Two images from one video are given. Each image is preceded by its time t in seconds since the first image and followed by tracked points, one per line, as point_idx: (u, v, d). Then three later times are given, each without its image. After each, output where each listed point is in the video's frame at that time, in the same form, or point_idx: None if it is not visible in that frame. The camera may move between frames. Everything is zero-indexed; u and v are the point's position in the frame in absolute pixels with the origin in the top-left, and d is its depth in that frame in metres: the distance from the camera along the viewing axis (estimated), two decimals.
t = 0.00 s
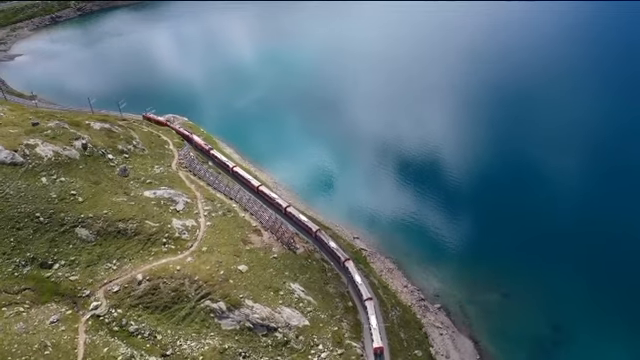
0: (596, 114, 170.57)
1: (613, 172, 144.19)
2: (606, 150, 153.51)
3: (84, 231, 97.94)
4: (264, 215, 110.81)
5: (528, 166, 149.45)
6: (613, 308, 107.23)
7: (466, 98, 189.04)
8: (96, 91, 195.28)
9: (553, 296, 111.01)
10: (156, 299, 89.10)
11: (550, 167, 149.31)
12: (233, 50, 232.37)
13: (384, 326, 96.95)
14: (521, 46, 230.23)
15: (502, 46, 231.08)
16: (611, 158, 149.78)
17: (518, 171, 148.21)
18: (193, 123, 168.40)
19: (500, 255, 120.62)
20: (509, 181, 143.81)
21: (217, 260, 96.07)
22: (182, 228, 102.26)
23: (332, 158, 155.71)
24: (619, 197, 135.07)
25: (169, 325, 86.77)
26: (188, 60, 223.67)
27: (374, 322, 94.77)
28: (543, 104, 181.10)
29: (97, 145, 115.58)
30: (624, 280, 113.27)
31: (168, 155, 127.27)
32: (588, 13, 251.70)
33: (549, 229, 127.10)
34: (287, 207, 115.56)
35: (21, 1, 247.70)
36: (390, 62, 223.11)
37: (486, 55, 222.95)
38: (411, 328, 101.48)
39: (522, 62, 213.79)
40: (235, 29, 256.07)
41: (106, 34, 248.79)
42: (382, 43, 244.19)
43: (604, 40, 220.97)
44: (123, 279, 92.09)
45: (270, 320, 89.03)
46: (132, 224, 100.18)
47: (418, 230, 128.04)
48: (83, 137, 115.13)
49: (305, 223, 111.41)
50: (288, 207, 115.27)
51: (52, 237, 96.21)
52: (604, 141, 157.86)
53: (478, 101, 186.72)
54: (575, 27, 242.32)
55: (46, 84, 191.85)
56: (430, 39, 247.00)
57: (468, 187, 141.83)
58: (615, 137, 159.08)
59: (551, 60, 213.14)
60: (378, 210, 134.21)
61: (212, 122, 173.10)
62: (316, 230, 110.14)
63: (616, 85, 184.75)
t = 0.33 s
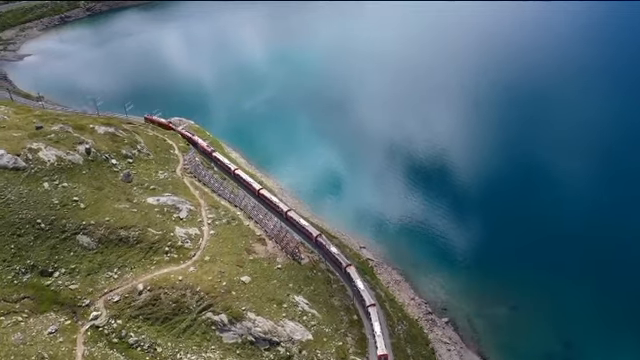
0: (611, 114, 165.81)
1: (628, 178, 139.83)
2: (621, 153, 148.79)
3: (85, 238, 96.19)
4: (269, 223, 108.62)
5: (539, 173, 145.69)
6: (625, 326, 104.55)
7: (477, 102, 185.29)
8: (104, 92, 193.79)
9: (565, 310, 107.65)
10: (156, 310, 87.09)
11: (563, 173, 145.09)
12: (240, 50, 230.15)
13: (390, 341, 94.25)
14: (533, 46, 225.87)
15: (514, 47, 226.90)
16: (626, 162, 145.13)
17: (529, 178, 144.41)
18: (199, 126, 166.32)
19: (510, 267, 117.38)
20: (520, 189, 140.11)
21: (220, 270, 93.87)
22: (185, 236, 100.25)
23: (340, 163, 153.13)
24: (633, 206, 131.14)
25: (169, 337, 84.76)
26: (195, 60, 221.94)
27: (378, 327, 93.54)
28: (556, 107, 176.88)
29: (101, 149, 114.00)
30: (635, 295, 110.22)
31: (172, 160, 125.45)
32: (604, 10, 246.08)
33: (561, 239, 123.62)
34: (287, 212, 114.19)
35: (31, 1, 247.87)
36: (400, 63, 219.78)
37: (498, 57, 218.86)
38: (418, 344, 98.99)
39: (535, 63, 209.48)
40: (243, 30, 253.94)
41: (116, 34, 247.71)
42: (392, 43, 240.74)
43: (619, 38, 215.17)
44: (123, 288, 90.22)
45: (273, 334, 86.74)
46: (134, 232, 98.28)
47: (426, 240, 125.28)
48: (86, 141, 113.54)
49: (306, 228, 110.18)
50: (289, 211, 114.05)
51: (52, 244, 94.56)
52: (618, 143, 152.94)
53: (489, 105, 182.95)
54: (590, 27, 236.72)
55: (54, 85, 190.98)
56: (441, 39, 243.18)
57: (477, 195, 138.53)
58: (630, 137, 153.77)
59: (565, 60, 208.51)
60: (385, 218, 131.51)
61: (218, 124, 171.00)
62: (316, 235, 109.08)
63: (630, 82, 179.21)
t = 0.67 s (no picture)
0: (624, 118, 161.34)
1: None
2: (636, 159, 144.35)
3: (86, 246, 94.48)
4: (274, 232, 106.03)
5: (551, 180, 141.24)
6: None
7: (488, 103, 181.23)
8: (111, 92, 191.98)
9: (576, 326, 104.45)
10: (157, 322, 85.00)
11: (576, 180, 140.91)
12: (248, 51, 227.82)
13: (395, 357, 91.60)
14: (545, 47, 221.61)
15: (526, 48, 222.81)
16: None
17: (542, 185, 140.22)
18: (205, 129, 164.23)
19: (520, 280, 114.02)
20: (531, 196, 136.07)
21: (222, 281, 91.73)
22: (187, 245, 98.28)
23: (347, 169, 149.33)
24: None
25: (169, 350, 82.63)
26: (202, 60, 219.81)
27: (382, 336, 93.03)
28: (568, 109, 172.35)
29: (105, 154, 112.41)
30: None
31: (177, 165, 123.55)
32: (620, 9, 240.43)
33: (572, 251, 119.89)
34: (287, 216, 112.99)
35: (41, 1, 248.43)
36: (410, 64, 216.46)
37: (509, 57, 214.98)
38: None
39: (548, 63, 205.12)
40: (251, 30, 251.64)
41: (126, 34, 246.19)
42: (402, 44, 237.25)
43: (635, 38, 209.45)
44: (123, 298, 88.38)
45: (275, 349, 84.44)
46: (135, 241, 96.45)
47: (434, 252, 122.09)
48: (90, 145, 111.94)
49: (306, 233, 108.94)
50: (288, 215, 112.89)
51: (53, 251, 92.90)
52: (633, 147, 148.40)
53: (499, 106, 179.42)
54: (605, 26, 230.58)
55: (60, 86, 190.07)
56: (452, 39, 239.49)
57: (487, 202, 134.51)
58: None
59: (578, 60, 203.47)
60: (393, 228, 127.96)
61: (224, 126, 168.68)
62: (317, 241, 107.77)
63: None
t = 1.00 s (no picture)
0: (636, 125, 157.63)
1: None
2: None
3: (87, 254, 92.73)
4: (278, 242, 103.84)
5: (565, 187, 136.50)
6: None
7: (499, 105, 177.12)
8: (118, 91, 190.56)
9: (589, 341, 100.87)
10: (156, 334, 82.86)
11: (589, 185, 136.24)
12: (256, 51, 225.54)
13: None
14: (559, 46, 216.94)
15: (539, 47, 218.35)
16: None
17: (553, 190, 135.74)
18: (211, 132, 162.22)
19: (532, 293, 110.22)
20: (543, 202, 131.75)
21: (224, 293, 89.61)
22: (189, 255, 96.29)
23: (354, 173, 146.19)
24: None
25: None
26: (210, 60, 218.06)
27: (385, 342, 91.47)
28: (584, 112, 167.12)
29: (108, 159, 110.67)
30: None
31: (181, 170, 121.71)
32: (633, 10, 236.05)
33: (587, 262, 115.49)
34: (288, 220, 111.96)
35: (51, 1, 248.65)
36: (420, 65, 213.26)
37: (521, 57, 210.69)
38: None
39: (561, 62, 200.51)
40: (259, 30, 249.50)
41: (134, 34, 245.11)
42: (411, 45, 233.74)
43: None
44: (123, 309, 86.48)
45: None
46: (137, 249, 94.57)
47: (442, 261, 119.14)
48: (94, 149, 110.34)
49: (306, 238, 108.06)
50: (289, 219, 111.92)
51: (53, 259, 91.22)
52: None
53: (509, 106, 175.92)
54: (620, 27, 225.25)
55: (67, 86, 189.07)
56: (463, 39, 235.58)
57: (498, 211, 130.21)
58: None
59: (591, 61, 198.66)
60: (399, 237, 125.22)
61: (230, 128, 166.65)
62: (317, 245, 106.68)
63: None
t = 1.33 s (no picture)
0: None
1: None
2: None
3: (87, 262, 90.93)
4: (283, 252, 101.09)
5: (577, 194, 132.25)
6: None
7: (511, 108, 172.98)
8: (124, 92, 188.45)
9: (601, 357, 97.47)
10: (156, 346, 80.69)
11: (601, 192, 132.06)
12: (264, 52, 223.38)
13: None
14: (575, 45, 211.21)
15: (553, 47, 213.31)
16: None
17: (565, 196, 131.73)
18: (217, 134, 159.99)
19: (542, 307, 106.47)
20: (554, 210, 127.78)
21: (226, 305, 87.54)
22: (191, 265, 94.23)
23: (360, 176, 143.29)
24: None
25: None
26: (218, 60, 216.26)
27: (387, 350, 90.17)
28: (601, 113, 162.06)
29: (111, 164, 108.97)
30: None
31: (186, 175, 119.77)
32: None
33: (600, 274, 111.57)
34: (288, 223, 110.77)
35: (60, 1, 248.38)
36: (431, 66, 209.27)
37: (535, 58, 205.93)
38: None
39: (576, 63, 195.42)
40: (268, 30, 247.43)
41: (143, 34, 243.98)
42: (422, 46, 230.13)
43: None
44: (123, 320, 84.57)
45: None
46: (138, 258, 92.66)
47: (449, 270, 116.21)
48: (97, 154, 108.77)
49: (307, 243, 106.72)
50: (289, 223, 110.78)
51: (53, 267, 89.49)
52: None
53: (522, 107, 171.37)
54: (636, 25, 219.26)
55: (74, 86, 188.02)
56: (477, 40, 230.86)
57: (508, 219, 126.62)
58: None
59: (605, 60, 193.29)
60: (405, 244, 122.43)
61: (236, 129, 164.35)
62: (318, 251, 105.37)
63: None
